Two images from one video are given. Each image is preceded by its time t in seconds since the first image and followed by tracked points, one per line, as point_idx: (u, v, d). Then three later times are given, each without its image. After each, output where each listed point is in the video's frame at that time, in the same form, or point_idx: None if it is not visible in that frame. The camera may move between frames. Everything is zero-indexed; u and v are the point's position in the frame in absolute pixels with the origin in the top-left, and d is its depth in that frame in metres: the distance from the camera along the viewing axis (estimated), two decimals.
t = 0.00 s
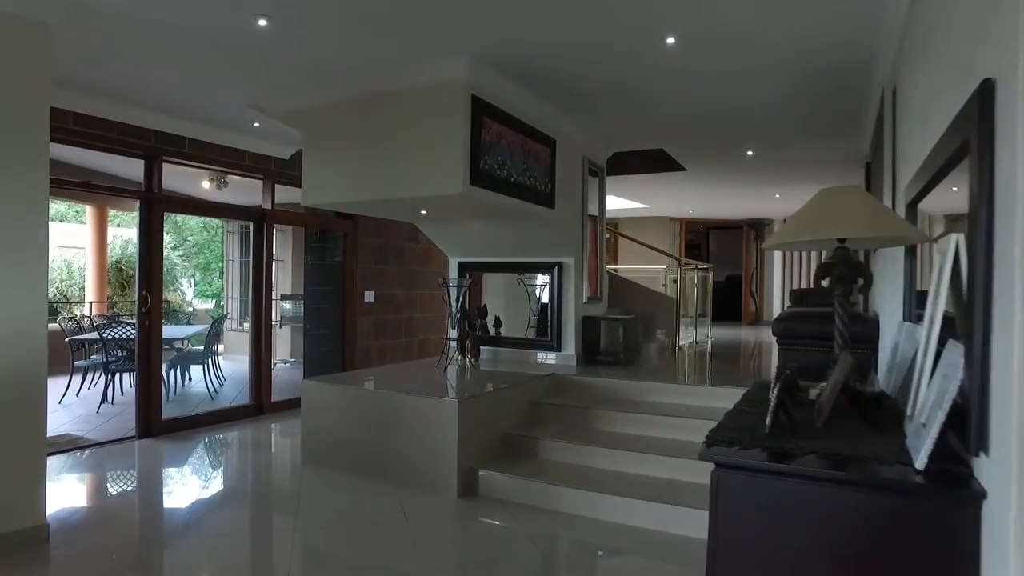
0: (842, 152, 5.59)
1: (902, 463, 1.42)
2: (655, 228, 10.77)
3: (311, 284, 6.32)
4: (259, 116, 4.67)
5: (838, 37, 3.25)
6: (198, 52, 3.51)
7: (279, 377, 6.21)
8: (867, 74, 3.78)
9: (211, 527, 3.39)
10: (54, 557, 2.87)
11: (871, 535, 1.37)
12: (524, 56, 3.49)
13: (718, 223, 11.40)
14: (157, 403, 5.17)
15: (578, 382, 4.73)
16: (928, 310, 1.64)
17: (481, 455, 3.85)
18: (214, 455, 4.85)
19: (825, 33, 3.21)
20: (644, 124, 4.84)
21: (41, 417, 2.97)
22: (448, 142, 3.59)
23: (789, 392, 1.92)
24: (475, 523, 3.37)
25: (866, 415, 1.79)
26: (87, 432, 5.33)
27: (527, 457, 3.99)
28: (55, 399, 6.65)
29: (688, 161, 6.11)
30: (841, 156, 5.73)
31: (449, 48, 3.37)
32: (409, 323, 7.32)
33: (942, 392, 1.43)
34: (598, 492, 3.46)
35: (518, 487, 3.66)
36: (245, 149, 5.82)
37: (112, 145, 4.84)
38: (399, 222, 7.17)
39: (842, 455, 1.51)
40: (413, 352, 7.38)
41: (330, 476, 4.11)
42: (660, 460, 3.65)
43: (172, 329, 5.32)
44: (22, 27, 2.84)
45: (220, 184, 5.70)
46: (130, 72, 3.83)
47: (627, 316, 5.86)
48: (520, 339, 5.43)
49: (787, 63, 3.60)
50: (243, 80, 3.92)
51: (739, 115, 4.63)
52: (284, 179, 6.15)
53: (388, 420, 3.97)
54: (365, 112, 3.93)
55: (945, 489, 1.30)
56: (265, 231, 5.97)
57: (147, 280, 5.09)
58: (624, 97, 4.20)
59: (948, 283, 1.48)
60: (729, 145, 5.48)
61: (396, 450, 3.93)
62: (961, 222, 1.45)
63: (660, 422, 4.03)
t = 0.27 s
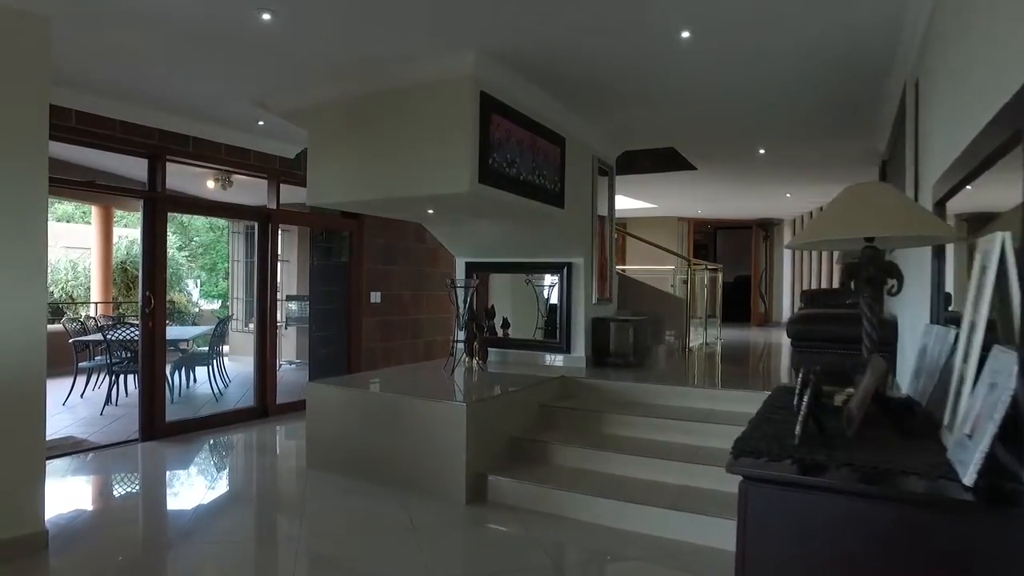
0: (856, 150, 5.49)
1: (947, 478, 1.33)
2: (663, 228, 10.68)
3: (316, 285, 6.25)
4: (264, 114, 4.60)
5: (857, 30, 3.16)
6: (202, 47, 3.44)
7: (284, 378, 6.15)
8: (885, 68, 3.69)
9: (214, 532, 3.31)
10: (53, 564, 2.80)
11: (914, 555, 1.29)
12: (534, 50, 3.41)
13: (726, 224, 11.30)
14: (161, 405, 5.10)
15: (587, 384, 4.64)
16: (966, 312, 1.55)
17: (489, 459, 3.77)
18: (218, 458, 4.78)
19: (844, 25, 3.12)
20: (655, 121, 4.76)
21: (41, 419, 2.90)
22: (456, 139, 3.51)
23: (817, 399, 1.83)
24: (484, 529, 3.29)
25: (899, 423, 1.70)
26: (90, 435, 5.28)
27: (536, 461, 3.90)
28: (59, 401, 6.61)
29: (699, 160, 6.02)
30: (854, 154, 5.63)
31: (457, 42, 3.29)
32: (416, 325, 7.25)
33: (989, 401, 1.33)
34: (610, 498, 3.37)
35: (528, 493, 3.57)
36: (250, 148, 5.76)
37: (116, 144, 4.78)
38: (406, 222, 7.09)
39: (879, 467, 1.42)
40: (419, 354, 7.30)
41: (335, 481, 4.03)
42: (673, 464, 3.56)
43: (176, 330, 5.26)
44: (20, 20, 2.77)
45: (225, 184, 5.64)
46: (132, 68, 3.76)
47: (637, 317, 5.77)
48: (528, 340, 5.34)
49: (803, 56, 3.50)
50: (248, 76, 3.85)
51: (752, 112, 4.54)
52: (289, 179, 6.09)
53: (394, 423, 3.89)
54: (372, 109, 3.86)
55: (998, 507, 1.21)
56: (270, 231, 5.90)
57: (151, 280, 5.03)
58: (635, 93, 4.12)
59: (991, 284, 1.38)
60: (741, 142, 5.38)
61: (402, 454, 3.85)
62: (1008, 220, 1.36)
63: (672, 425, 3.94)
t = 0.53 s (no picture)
0: (872, 148, 5.38)
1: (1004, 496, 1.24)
2: (672, 228, 10.57)
3: (322, 285, 6.17)
4: (270, 112, 4.53)
5: (882, 23, 3.06)
6: (206, 43, 3.36)
7: (290, 380, 6.07)
8: (908, 63, 3.58)
9: (218, 539, 3.24)
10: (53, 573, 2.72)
11: None
12: (546, 45, 3.32)
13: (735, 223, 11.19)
14: (165, 407, 5.03)
15: (599, 388, 4.55)
16: (1016, 315, 1.46)
17: (500, 465, 3.68)
18: (223, 462, 4.71)
19: (868, 18, 3.02)
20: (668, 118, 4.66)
21: (41, 424, 2.83)
22: (466, 137, 3.42)
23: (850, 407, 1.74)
24: (495, 537, 3.20)
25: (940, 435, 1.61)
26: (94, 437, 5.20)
27: (547, 466, 3.82)
28: (65, 402, 6.57)
29: (711, 159, 5.92)
30: (870, 153, 5.52)
31: (468, 37, 3.20)
32: (423, 325, 7.17)
33: None
34: (624, 506, 3.27)
35: (539, 499, 3.48)
36: (256, 147, 5.69)
37: (120, 143, 4.72)
38: (413, 221, 7.01)
39: (926, 481, 1.34)
40: (427, 355, 7.21)
41: (342, 486, 3.95)
42: (688, 470, 3.47)
43: (181, 331, 5.19)
44: (19, 14, 2.70)
45: (231, 184, 5.57)
46: (135, 65, 3.69)
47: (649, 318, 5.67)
48: (538, 342, 5.25)
49: (823, 51, 3.40)
50: (253, 72, 3.77)
51: (768, 108, 4.44)
52: (295, 178, 6.01)
53: (402, 427, 3.81)
54: (380, 106, 3.78)
55: None
56: (276, 231, 5.82)
57: (155, 281, 4.95)
58: (648, 89, 4.02)
59: None
60: (755, 140, 5.28)
61: (410, 458, 3.76)
62: None
63: (686, 430, 3.85)
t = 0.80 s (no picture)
0: (887, 145, 5.29)
1: None
2: (681, 227, 10.47)
3: (328, 285, 6.11)
4: (275, 109, 4.46)
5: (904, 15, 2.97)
6: (210, 38, 3.29)
7: (295, 380, 6.01)
8: (928, 57, 3.49)
9: (221, 544, 3.17)
10: None
11: None
12: (557, 39, 3.24)
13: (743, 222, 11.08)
14: (169, 409, 4.96)
15: (609, 389, 4.47)
16: None
17: (509, 468, 3.60)
18: (228, 464, 4.65)
19: (890, 10, 2.93)
20: (679, 114, 4.57)
21: (40, 428, 2.76)
22: (474, 133, 3.34)
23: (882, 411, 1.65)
24: (504, 543, 3.12)
25: (981, 445, 1.52)
26: (98, 439, 5.16)
27: (557, 470, 3.74)
28: (69, 403, 6.52)
29: (722, 157, 5.83)
30: (885, 150, 5.42)
31: (476, 31, 3.13)
32: (430, 326, 7.10)
33: None
34: (636, 511, 3.19)
35: (550, 504, 3.40)
36: (260, 145, 5.62)
37: (122, 141, 4.65)
38: (420, 220, 6.94)
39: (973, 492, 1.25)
40: (434, 355, 7.15)
41: (347, 490, 3.89)
42: (702, 475, 3.39)
43: (185, 330, 5.13)
44: (17, 6, 2.63)
45: (237, 182, 5.51)
46: (137, 60, 3.62)
47: (658, 318, 5.58)
48: (546, 342, 5.17)
49: (841, 44, 3.31)
50: (257, 68, 3.70)
51: (782, 105, 4.35)
52: (300, 176, 5.94)
53: (409, 429, 3.74)
54: (386, 102, 3.70)
55: None
56: (281, 230, 5.76)
57: (158, 281, 4.88)
58: (660, 85, 3.94)
59: None
60: (767, 137, 5.19)
61: (417, 461, 3.69)
62: None
63: (699, 433, 3.77)
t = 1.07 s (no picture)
0: (903, 142, 5.19)
1: None
2: (690, 226, 10.38)
3: (334, 284, 6.05)
4: (281, 105, 4.39)
5: (928, 7, 2.87)
6: (215, 32, 3.22)
7: (301, 380, 5.94)
8: (950, 51, 3.39)
9: (225, 548, 3.10)
10: None
11: None
12: (569, 32, 3.16)
13: (752, 221, 10.98)
14: (173, 409, 4.90)
15: (621, 390, 4.38)
16: None
17: (520, 472, 3.53)
18: (234, 466, 4.58)
19: (913, 2, 2.84)
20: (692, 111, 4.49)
21: (41, 429, 2.70)
22: (484, 129, 3.27)
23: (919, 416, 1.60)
24: (514, 549, 3.05)
25: None
26: (101, 439, 5.10)
27: (568, 473, 3.66)
28: (74, 403, 6.48)
29: (734, 154, 5.74)
30: (900, 147, 5.32)
31: (487, 24, 3.05)
32: (437, 326, 7.03)
33: None
34: (650, 517, 3.10)
35: (561, 509, 3.32)
36: (266, 142, 5.55)
37: (126, 138, 4.59)
38: (426, 219, 6.87)
39: None
40: (441, 356, 7.08)
41: (354, 493, 3.82)
42: (718, 479, 3.30)
43: (189, 330, 5.06)
44: None
45: (242, 181, 5.45)
46: (141, 55, 3.56)
47: (669, 318, 5.50)
48: (555, 343, 5.09)
49: (861, 38, 3.22)
50: (262, 63, 3.63)
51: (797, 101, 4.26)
52: (306, 174, 5.88)
53: (417, 431, 3.67)
54: (394, 98, 3.63)
55: None
56: (287, 228, 5.70)
57: (163, 280, 4.83)
58: (673, 80, 3.86)
59: None
60: (781, 134, 5.10)
61: (425, 464, 3.62)
62: None
63: (714, 435, 3.69)
